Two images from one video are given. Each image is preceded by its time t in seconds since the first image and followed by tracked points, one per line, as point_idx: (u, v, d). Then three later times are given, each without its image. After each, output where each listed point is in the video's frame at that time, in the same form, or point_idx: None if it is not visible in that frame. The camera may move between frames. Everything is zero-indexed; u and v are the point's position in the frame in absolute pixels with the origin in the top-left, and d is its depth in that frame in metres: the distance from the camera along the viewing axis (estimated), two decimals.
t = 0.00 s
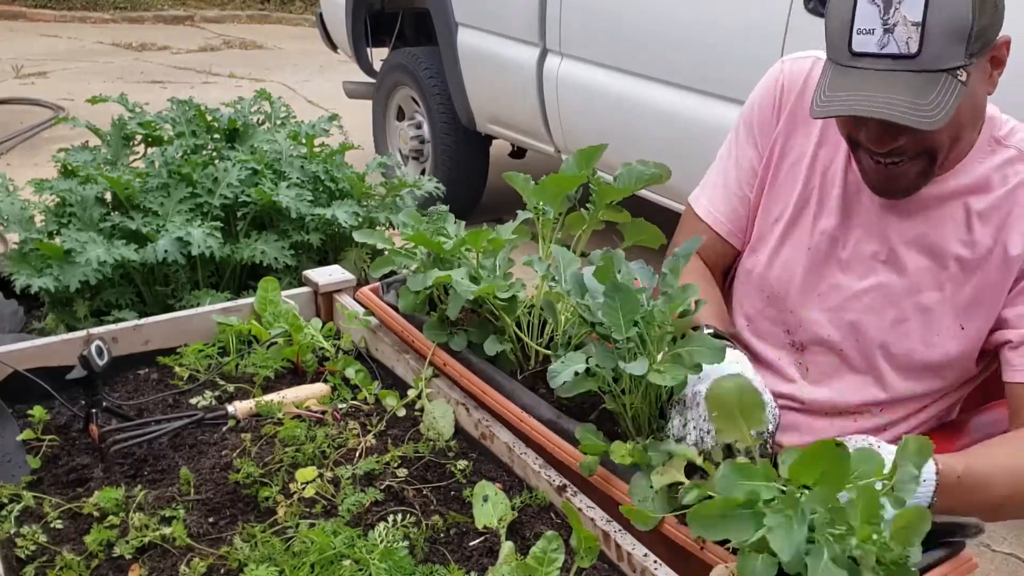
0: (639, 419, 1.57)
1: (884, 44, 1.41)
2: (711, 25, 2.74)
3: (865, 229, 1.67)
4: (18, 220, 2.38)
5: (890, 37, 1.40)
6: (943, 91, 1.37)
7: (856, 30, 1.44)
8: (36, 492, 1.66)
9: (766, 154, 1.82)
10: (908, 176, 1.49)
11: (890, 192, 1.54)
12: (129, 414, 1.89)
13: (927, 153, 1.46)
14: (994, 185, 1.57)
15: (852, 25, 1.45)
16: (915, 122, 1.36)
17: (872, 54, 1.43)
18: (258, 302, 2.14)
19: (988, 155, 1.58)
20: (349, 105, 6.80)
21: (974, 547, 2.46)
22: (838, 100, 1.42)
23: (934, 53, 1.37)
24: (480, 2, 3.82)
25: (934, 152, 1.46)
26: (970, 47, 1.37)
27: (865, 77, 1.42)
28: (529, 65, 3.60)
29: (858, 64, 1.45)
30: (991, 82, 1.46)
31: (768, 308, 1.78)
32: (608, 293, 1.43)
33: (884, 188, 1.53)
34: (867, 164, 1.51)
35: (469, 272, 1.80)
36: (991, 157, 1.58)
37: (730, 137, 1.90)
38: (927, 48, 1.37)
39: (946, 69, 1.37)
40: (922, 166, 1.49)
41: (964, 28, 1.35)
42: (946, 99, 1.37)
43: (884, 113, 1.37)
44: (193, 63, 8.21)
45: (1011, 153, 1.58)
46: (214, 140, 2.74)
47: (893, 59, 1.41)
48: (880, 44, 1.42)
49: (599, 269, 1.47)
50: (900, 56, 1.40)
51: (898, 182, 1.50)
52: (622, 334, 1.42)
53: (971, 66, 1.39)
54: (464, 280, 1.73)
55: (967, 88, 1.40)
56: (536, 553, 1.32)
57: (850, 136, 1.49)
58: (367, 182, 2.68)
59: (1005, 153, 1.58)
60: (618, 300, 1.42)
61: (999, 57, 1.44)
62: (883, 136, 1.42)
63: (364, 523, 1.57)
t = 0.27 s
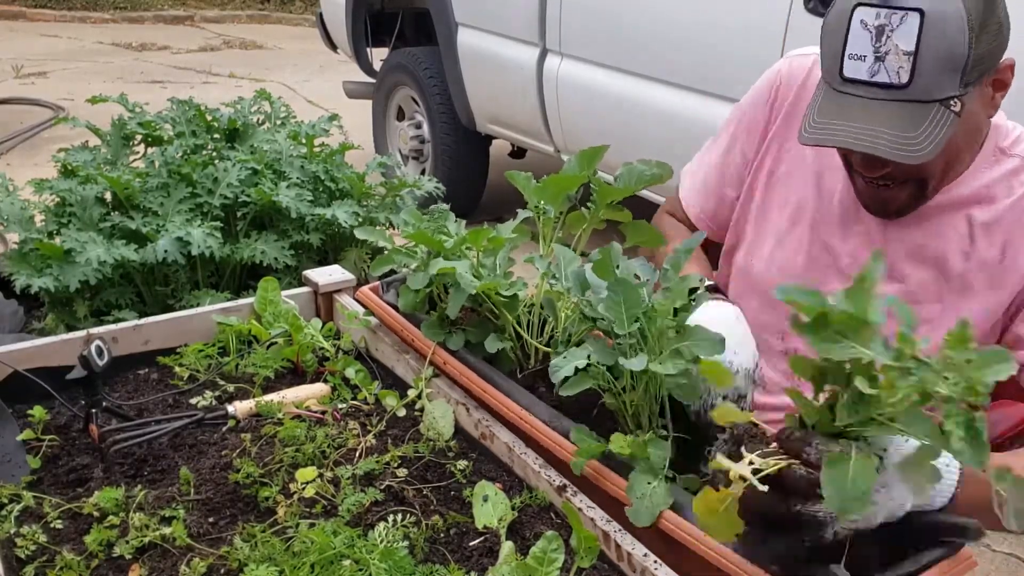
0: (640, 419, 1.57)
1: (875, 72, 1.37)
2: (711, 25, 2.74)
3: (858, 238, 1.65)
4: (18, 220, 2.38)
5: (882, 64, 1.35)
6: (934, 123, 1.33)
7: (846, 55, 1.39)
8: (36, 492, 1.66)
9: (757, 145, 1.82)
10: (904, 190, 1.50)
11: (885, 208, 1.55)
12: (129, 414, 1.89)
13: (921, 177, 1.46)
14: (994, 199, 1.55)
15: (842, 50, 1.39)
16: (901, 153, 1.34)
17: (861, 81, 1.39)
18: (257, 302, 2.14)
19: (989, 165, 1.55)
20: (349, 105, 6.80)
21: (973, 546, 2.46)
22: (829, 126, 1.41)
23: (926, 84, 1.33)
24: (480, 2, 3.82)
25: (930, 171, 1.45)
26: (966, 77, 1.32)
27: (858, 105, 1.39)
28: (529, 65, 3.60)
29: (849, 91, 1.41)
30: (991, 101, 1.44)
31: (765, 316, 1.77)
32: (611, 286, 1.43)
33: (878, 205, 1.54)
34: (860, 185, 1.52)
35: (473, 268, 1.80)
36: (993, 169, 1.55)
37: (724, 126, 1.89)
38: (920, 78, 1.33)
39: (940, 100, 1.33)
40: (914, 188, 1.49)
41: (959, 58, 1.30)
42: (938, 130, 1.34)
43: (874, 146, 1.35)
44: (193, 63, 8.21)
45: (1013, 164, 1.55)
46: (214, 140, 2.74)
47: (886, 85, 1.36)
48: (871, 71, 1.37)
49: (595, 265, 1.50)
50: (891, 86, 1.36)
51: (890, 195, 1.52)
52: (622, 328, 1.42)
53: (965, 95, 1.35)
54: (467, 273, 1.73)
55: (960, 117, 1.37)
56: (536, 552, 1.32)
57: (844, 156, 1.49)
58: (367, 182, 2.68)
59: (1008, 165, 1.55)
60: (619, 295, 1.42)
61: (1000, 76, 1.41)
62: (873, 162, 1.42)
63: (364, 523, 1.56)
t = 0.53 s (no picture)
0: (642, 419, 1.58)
1: (794, 140, 1.33)
2: (710, 25, 2.74)
3: (822, 285, 1.57)
4: (18, 220, 2.38)
5: (800, 135, 1.32)
6: (857, 192, 1.29)
7: (767, 122, 1.35)
8: (36, 492, 1.66)
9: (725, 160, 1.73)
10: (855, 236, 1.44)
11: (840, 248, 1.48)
12: (129, 414, 1.89)
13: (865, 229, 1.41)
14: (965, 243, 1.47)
15: (763, 116, 1.36)
16: (822, 228, 1.32)
17: (783, 147, 1.35)
18: (258, 302, 2.14)
19: (955, 211, 1.48)
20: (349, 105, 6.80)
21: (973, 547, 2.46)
22: (753, 198, 1.39)
23: (847, 149, 1.28)
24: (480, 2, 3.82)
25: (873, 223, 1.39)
26: (893, 135, 1.25)
27: (779, 176, 1.37)
28: (529, 65, 3.60)
29: (775, 158, 1.37)
30: (941, 143, 1.33)
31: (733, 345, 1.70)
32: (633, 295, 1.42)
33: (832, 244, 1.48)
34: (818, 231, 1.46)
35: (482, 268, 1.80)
36: (963, 215, 1.48)
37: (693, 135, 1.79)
38: (838, 147, 1.28)
39: (864, 164, 1.28)
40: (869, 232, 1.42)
41: (879, 122, 1.24)
42: (860, 199, 1.28)
43: (794, 224, 1.33)
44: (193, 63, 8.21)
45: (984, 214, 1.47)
46: (214, 140, 2.74)
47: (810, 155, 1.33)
48: (792, 140, 1.33)
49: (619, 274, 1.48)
50: (811, 154, 1.32)
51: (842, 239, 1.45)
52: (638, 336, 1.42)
53: (897, 153, 1.27)
54: (477, 276, 1.73)
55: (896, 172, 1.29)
56: (536, 553, 1.32)
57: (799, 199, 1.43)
58: (367, 182, 2.68)
59: (976, 213, 1.47)
60: (640, 304, 1.42)
61: (948, 117, 1.31)
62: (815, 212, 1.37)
63: (364, 523, 1.57)
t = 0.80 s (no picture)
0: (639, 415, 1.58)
1: (662, 97, 1.36)
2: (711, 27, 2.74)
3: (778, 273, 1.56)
4: (18, 220, 2.38)
5: (666, 92, 1.35)
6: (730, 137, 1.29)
7: (639, 87, 1.39)
8: (36, 492, 1.66)
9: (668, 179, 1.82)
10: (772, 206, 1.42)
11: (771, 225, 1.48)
12: (129, 414, 1.89)
13: (766, 188, 1.38)
14: (896, 194, 1.43)
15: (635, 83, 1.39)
16: (696, 174, 1.32)
17: (654, 108, 1.38)
18: (257, 302, 2.14)
19: (880, 166, 1.44)
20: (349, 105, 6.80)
21: (973, 546, 2.46)
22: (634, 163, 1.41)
23: (711, 99, 1.30)
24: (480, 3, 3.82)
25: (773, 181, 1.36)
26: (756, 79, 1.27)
27: (655, 137, 1.39)
28: (529, 65, 3.60)
29: (653, 123, 1.40)
30: (825, 92, 1.34)
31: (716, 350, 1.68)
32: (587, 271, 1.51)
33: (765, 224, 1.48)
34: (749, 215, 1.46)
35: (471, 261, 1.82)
36: (889, 168, 1.43)
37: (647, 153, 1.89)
38: (699, 96, 1.31)
39: (732, 108, 1.29)
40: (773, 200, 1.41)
41: (733, 61, 1.27)
42: (732, 144, 1.29)
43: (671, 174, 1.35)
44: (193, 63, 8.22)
45: (907, 161, 1.42)
46: (214, 140, 2.74)
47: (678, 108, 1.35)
48: (660, 99, 1.36)
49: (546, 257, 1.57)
50: (677, 108, 1.35)
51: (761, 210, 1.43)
52: (600, 307, 1.50)
53: (763, 96, 1.28)
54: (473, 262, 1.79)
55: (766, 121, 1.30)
56: (536, 552, 1.32)
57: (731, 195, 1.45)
58: (367, 182, 2.68)
59: (899, 163, 1.43)
60: (595, 281, 1.51)
61: (824, 60, 1.31)
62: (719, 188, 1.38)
63: (364, 523, 1.56)
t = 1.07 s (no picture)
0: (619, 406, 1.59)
1: (655, 120, 1.38)
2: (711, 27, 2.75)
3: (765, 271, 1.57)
4: (18, 220, 2.39)
5: (659, 115, 1.37)
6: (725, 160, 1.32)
7: (629, 110, 1.41)
8: (37, 492, 1.66)
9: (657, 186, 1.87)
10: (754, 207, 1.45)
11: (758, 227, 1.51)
12: (129, 414, 1.89)
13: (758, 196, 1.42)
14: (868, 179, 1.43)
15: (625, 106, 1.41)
16: (693, 197, 1.35)
17: (648, 130, 1.40)
18: (258, 302, 2.14)
19: (856, 153, 1.44)
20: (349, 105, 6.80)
21: (973, 546, 2.46)
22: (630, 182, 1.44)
23: (704, 121, 1.33)
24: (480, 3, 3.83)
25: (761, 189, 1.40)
26: (747, 98, 1.30)
27: (652, 157, 1.42)
28: (530, 66, 3.60)
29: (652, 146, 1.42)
30: (812, 100, 1.37)
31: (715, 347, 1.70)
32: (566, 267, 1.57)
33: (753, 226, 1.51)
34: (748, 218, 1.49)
35: (469, 268, 1.82)
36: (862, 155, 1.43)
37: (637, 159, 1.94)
38: (694, 119, 1.33)
39: (727, 129, 1.32)
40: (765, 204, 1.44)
41: (727, 86, 1.29)
42: (733, 164, 1.32)
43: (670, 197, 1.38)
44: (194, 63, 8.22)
45: (877, 145, 1.42)
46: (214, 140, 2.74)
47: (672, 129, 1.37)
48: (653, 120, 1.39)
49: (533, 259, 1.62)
50: (671, 131, 1.37)
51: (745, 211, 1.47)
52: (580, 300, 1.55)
53: (757, 115, 1.31)
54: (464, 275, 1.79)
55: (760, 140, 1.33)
56: (536, 552, 1.32)
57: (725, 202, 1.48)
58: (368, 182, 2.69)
59: (870, 148, 1.43)
60: (574, 275, 1.56)
61: (811, 71, 1.35)
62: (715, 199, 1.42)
63: (364, 523, 1.57)
